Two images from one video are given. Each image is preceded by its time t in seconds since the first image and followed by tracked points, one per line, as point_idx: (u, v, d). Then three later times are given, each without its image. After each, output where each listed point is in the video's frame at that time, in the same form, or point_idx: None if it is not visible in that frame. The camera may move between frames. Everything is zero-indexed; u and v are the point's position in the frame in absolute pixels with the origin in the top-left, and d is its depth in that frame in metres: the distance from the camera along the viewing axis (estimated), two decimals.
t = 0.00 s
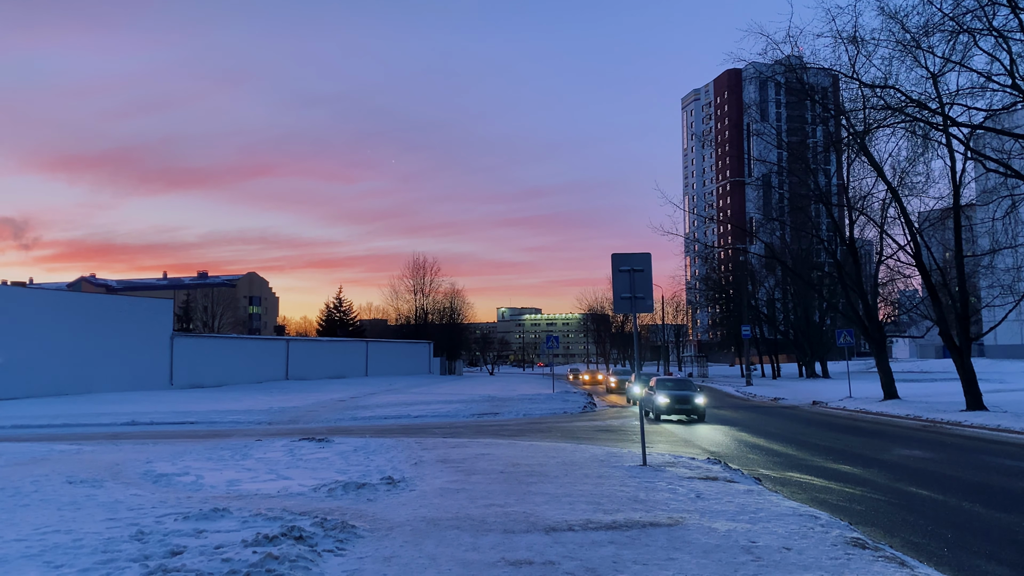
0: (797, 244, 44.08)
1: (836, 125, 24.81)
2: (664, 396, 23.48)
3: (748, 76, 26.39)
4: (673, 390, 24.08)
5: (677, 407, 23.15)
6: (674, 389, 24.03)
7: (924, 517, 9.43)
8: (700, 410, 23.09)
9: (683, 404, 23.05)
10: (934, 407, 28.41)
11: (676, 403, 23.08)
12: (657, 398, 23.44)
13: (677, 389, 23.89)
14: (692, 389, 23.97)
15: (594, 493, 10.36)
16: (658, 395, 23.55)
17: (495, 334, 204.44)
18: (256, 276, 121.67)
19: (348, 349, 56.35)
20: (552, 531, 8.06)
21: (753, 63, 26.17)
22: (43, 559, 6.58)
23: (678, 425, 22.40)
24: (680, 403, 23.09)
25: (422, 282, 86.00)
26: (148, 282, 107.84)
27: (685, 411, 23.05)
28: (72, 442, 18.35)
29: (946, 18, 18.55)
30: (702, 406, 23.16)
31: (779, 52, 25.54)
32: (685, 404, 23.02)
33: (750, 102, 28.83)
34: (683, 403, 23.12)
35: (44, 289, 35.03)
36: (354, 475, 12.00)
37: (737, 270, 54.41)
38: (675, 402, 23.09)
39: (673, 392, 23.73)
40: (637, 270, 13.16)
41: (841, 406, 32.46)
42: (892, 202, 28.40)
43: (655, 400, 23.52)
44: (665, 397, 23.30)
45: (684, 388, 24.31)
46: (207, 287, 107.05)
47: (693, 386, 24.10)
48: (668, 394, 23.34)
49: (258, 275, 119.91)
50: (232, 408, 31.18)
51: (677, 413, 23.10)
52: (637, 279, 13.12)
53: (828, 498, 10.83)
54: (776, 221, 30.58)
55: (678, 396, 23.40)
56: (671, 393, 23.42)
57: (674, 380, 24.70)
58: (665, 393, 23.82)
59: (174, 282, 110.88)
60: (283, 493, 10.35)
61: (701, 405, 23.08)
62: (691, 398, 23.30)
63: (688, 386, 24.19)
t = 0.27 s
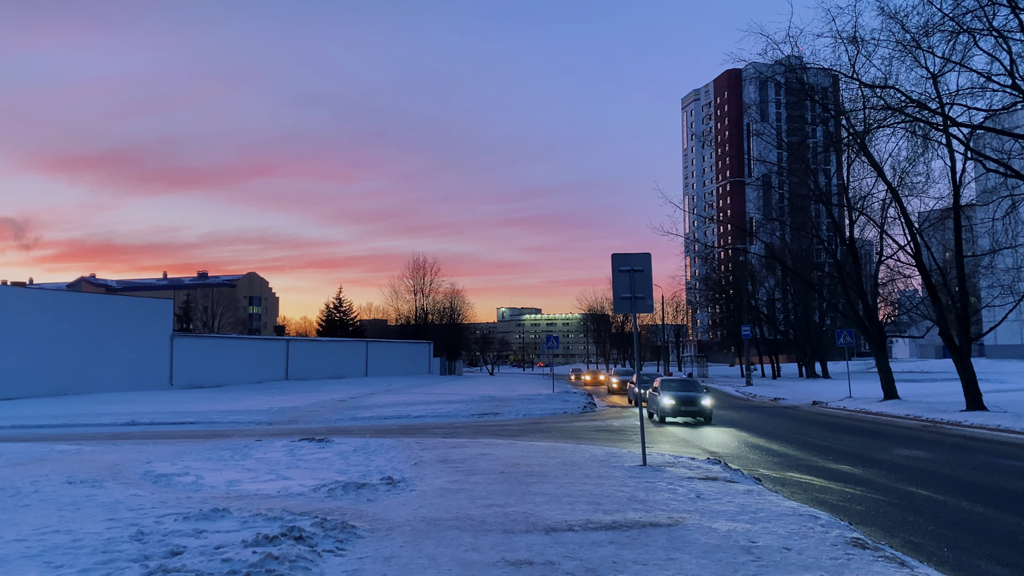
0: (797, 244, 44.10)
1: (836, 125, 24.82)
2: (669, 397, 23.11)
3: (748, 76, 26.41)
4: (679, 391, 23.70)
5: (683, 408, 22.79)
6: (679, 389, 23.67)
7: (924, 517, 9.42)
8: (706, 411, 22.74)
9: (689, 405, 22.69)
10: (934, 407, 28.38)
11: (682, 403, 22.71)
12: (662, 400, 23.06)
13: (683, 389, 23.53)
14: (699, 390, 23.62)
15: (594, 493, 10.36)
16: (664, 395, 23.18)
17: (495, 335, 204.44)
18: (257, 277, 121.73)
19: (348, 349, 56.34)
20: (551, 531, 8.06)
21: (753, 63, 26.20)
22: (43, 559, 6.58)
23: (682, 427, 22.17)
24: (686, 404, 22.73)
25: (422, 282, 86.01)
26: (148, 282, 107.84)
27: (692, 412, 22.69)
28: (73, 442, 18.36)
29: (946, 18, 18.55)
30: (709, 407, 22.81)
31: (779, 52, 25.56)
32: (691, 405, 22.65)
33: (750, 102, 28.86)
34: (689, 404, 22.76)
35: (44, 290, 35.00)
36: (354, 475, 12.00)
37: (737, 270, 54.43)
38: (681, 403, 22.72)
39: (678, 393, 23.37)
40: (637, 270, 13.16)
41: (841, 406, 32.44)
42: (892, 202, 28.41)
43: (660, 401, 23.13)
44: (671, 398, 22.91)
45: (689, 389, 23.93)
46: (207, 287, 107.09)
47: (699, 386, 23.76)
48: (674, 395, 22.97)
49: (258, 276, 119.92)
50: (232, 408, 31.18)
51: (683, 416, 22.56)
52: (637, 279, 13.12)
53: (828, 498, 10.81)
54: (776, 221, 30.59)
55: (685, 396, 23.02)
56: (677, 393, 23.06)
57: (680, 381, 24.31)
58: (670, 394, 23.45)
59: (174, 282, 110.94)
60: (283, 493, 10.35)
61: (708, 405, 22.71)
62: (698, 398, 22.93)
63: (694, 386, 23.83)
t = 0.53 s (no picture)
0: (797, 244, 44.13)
1: (836, 125, 24.81)
2: (675, 398, 22.69)
3: (748, 76, 26.43)
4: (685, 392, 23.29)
5: (689, 410, 22.36)
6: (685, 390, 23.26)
7: (924, 517, 9.43)
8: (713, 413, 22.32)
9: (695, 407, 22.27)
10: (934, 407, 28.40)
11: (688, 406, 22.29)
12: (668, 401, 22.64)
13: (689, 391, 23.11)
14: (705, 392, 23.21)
15: (594, 493, 10.36)
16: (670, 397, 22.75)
17: (495, 335, 204.44)
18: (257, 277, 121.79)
19: (348, 349, 56.35)
20: (551, 532, 8.07)
21: (753, 63, 26.20)
22: (44, 559, 6.59)
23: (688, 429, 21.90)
24: (692, 405, 22.31)
25: (422, 282, 86.04)
26: (148, 283, 107.87)
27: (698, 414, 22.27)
28: (73, 442, 18.38)
29: (946, 18, 18.55)
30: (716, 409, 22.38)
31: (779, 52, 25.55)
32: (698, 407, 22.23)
33: (750, 102, 28.87)
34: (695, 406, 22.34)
35: (44, 290, 35.01)
36: (354, 475, 12.01)
37: (737, 270, 54.46)
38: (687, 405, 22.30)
39: (684, 394, 22.98)
40: (637, 270, 13.17)
41: (841, 406, 32.45)
42: (892, 202, 28.42)
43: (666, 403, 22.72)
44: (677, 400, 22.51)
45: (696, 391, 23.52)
46: (207, 287, 107.11)
47: (706, 388, 23.34)
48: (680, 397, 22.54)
49: (258, 276, 119.97)
50: (232, 408, 31.20)
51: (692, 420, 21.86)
52: (637, 279, 13.12)
53: (828, 498, 10.82)
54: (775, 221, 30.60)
55: (691, 398, 22.60)
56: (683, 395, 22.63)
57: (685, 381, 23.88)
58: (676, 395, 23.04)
59: (174, 282, 111.00)
60: (283, 493, 10.36)
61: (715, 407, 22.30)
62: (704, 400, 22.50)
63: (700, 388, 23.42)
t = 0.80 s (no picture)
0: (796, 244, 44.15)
1: (836, 125, 24.79)
2: (682, 400, 22.09)
3: (748, 76, 26.43)
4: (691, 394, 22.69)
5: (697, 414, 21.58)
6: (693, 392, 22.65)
7: (925, 517, 9.42)
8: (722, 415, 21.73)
9: (703, 409, 21.68)
10: (933, 407, 28.39)
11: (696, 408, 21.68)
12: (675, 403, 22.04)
13: (697, 393, 22.50)
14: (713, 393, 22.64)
15: (594, 493, 10.36)
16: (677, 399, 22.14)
17: (495, 335, 204.45)
18: (256, 277, 121.81)
19: (348, 349, 56.34)
20: (551, 531, 8.07)
21: (752, 63, 26.19)
22: (44, 559, 6.59)
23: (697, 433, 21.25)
24: (700, 407, 21.70)
25: (422, 282, 86.04)
26: (148, 283, 107.90)
27: (706, 415, 21.68)
28: (73, 443, 18.39)
29: (946, 18, 18.56)
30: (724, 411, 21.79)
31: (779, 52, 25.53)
32: (706, 409, 21.63)
33: (750, 102, 28.86)
34: (703, 408, 21.74)
35: (44, 290, 35.01)
36: (354, 475, 12.02)
37: (737, 270, 54.48)
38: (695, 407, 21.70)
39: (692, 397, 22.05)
40: (636, 270, 13.17)
41: (841, 406, 32.44)
42: (892, 202, 28.41)
43: (673, 404, 22.10)
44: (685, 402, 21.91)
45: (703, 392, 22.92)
46: (207, 287, 107.13)
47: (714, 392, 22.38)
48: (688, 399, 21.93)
49: (258, 276, 120.02)
50: (232, 408, 31.21)
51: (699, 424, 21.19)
52: (637, 279, 13.12)
53: (828, 498, 10.82)
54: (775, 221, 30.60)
55: (698, 400, 22.00)
56: (691, 397, 22.03)
57: (692, 381, 23.29)
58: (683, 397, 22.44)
59: (174, 282, 111.01)
60: (283, 493, 10.37)
61: (723, 410, 21.71)
62: (713, 402, 21.91)
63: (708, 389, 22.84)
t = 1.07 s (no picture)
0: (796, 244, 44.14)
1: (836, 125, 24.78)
2: (689, 401, 21.14)
3: (748, 76, 26.45)
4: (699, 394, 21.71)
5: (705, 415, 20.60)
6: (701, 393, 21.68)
7: (925, 516, 9.41)
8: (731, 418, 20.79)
9: (712, 411, 20.71)
10: (933, 407, 28.37)
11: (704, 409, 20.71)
12: (682, 404, 21.07)
13: (705, 393, 21.53)
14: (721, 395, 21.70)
15: (594, 493, 10.36)
16: (684, 400, 21.16)
17: (495, 335, 204.41)
18: (256, 277, 121.76)
19: (348, 349, 56.32)
20: (551, 531, 8.07)
21: (753, 63, 26.20)
22: (44, 559, 6.59)
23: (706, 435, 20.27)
24: (708, 409, 20.70)
25: (422, 282, 85.98)
26: (148, 283, 107.90)
27: (715, 417, 20.71)
28: (73, 443, 18.39)
29: (946, 18, 18.55)
30: (734, 413, 20.83)
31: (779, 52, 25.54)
32: (715, 411, 20.61)
33: (750, 102, 28.85)
34: (711, 410, 20.77)
35: (44, 290, 35.00)
36: (354, 475, 12.02)
37: (737, 270, 54.46)
38: (703, 408, 20.74)
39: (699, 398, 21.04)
40: (636, 270, 13.17)
41: (841, 406, 32.41)
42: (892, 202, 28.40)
43: (680, 406, 21.13)
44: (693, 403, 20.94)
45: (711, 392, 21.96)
46: (207, 287, 107.15)
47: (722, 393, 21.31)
48: (696, 400, 20.96)
49: (258, 276, 119.98)
50: (232, 408, 31.20)
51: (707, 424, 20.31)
52: (637, 279, 13.12)
53: (828, 498, 10.80)
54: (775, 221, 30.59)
55: (706, 401, 20.94)
56: (698, 398, 21.08)
57: (699, 381, 22.36)
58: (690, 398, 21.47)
59: (174, 282, 110.96)
60: (283, 493, 10.37)
61: (732, 411, 20.76)
62: (722, 403, 20.95)
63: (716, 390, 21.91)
